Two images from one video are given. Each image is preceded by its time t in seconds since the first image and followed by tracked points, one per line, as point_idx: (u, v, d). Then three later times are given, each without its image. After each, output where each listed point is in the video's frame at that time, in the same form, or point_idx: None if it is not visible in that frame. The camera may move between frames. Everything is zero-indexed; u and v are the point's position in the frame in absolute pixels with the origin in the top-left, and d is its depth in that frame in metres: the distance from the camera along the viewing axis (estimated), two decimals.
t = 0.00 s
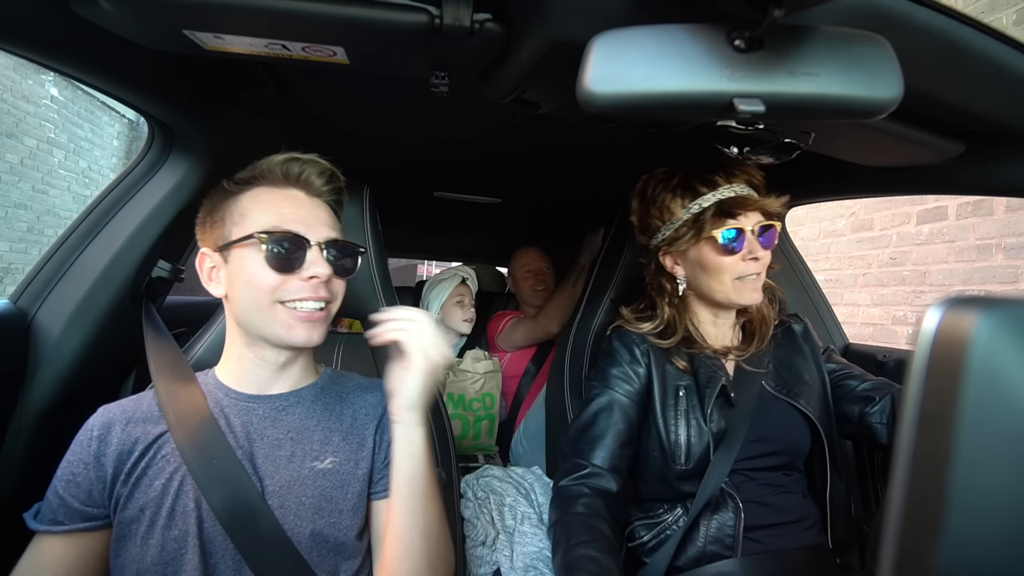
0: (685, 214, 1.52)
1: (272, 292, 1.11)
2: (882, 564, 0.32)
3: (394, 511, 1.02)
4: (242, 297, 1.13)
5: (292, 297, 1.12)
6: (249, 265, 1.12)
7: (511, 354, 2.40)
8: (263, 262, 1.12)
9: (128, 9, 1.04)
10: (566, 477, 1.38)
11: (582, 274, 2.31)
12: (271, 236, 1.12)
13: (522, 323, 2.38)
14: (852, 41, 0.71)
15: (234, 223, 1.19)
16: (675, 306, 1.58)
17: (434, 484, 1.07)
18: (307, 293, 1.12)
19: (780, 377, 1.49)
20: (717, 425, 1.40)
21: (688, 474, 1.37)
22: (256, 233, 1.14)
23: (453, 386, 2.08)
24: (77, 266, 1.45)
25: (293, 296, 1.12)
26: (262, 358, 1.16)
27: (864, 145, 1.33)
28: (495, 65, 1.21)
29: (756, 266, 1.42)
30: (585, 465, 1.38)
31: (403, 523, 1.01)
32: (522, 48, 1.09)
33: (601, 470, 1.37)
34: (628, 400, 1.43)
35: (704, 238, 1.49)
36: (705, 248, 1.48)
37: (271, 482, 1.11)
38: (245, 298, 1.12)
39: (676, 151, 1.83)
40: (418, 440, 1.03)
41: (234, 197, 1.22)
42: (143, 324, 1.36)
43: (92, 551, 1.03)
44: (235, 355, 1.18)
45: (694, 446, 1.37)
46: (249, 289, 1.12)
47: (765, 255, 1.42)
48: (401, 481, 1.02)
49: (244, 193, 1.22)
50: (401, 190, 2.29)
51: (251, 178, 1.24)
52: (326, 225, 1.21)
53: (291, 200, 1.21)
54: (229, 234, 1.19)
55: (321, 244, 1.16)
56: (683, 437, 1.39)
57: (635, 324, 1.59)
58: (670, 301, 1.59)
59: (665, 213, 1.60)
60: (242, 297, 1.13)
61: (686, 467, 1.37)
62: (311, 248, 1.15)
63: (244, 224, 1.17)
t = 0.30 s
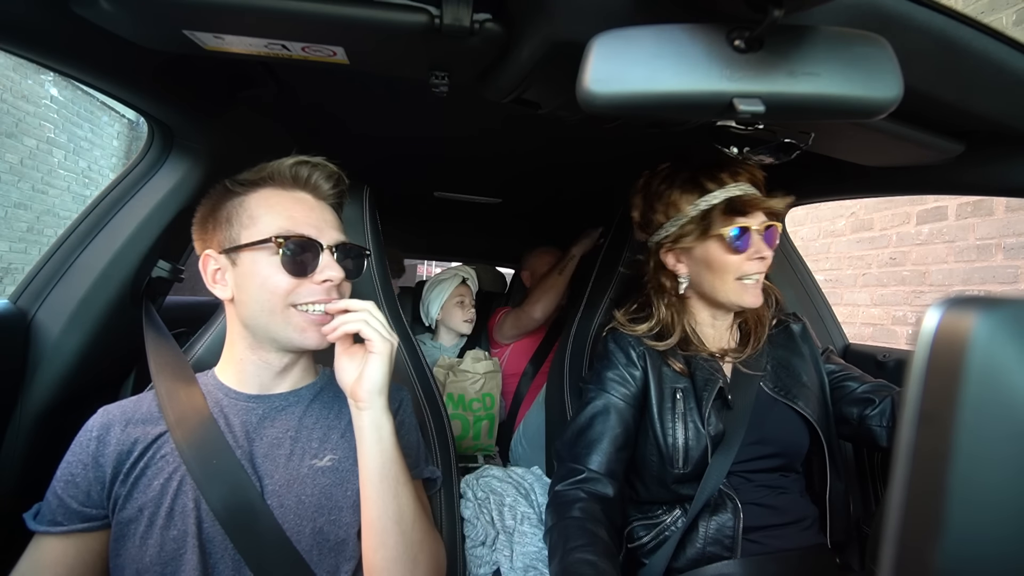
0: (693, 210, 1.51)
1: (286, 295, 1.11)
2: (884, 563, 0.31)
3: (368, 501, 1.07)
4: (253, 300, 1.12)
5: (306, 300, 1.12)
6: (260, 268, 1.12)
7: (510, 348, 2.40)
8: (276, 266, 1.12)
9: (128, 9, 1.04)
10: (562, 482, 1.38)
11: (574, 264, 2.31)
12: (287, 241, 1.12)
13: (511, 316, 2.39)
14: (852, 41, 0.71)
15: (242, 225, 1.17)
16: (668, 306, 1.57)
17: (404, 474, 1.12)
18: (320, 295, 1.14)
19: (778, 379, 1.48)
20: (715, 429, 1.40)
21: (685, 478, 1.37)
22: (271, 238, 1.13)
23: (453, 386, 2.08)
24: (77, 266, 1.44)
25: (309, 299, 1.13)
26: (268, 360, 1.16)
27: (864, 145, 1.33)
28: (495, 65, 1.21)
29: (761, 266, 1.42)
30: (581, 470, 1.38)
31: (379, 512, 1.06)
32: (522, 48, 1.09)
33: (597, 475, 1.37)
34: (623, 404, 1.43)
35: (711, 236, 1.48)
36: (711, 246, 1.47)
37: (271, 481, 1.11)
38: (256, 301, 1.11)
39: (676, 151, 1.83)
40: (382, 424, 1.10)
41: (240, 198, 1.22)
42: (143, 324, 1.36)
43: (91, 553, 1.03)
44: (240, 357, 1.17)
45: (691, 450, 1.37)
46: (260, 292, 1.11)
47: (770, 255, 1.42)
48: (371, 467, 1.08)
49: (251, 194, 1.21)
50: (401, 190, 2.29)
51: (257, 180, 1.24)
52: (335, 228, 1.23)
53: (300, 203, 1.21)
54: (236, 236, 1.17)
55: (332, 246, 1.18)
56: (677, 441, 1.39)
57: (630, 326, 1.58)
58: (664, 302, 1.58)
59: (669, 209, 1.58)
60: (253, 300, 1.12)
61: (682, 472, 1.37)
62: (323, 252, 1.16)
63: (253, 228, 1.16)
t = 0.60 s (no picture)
0: (740, 204, 1.47)
1: (289, 295, 1.11)
2: (884, 563, 0.31)
3: (367, 501, 1.06)
4: (255, 300, 1.12)
5: (308, 300, 1.13)
6: (263, 269, 1.12)
7: (511, 350, 2.41)
8: (279, 266, 1.12)
9: (128, 10, 1.04)
10: (558, 478, 1.38)
11: (578, 269, 2.30)
12: (290, 241, 1.13)
13: (516, 318, 2.39)
14: (852, 41, 0.71)
15: (244, 226, 1.17)
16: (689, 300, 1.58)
17: (404, 474, 1.12)
18: (322, 296, 1.15)
19: (784, 382, 1.49)
20: (720, 431, 1.39)
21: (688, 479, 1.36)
22: (274, 238, 1.14)
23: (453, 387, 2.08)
24: (77, 266, 1.44)
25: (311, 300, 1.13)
26: (268, 360, 1.16)
27: (864, 146, 1.33)
28: (495, 65, 1.21)
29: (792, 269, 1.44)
30: (580, 470, 1.37)
31: (377, 513, 1.06)
32: (522, 48, 1.09)
33: (593, 475, 1.36)
34: (625, 404, 1.42)
35: (755, 233, 1.45)
36: (755, 242, 1.44)
37: (270, 481, 1.11)
38: (259, 301, 1.11)
39: (676, 151, 1.83)
40: (380, 424, 1.10)
41: (241, 199, 1.21)
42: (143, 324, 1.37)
43: (91, 553, 1.03)
44: (240, 357, 1.17)
45: (694, 451, 1.36)
46: (263, 293, 1.11)
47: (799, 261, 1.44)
48: (369, 467, 1.08)
49: (252, 194, 1.21)
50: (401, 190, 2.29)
51: (259, 181, 1.24)
52: (336, 228, 1.24)
53: (302, 204, 1.22)
54: (237, 237, 1.17)
55: (335, 246, 1.20)
56: (680, 442, 1.38)
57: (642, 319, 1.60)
58: (685, 296, 1.58)
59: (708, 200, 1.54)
60: (255, 301, 1.12)
61: (685, 472, 1.36)
62: (326, 253, 1.17)
63: (256, 228, 1.16)
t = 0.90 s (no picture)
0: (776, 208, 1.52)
1: (295, 296, 1.11)
2: (885, 561, 0.31)
3: (365, 504, 1.06)
4: (261, 300, 1.11)
5: (312, 301, 1.13)
6: (270, 269, 1.12)
7: (512, 350, 2.41)
8: (287, 266, 1.12)
9: (128, 10, 1.04)
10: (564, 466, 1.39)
11: (579, 270, 2.30)
12: (298, 243, 1.13)
13: (517, 319, 2.38)
14: (851, 41, 0.71)
15: (252, 227, 1.17)
16: (720, 293, 1.60)
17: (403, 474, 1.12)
18: (327, 297, 1.15)
19: (786, 382, 1.50)
20: (722, 425, 1.40)
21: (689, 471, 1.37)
22: (282, 239, 1.14)
23: (453, 387, 2.08)
24: (76, 266, 1.44)
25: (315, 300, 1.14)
26: (269, 360, 1.16)
27: (864, 146, 1.33)
28: (494, 65, 1.21)
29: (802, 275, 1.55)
30: (584, 455, 1.38)
31: (375, 516, 1.06)
32: (522, 48, 1.09)
33: (599, 460, 1.37)
34: (633, 394, 1.42)
35: (781, 237, 1.52)
36: (782, 245, 1.52)
37: (270, 481, 1.11)
38: (264, 302, 1.11)
39: (676, 151, 1.83)
40: (378, 425, 1.10)
41: (249, 200, 1.21)
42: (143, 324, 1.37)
43: (90, 553, 1.03)
44: (242, 357, 1.17)
45: (696, 445, 1.37)
46: (268, 293, 1.11)
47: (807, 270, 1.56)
48: (367, 467, 1.08)
49: (260, 195, 1.21)
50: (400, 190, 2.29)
51: (267, 182, 1.23)
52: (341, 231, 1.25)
53: (308, 206, 1.22)
54: (245, 238, 1.16)
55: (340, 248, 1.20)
56: (685, 437, 1.38)
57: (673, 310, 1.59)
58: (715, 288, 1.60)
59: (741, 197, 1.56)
60: (260, 301, 1.12)
61: (687, 464, 1.37)
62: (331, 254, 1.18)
63: (264, 229, 1.16)
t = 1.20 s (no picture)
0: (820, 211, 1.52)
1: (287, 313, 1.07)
2: (886, 563, 0.31)
3: (323, 525, 0.99)
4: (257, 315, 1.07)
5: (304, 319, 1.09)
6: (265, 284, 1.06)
7: (514, 350, 2.41)
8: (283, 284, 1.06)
9: (128, 10, 1.04)
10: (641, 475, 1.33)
11: (581, 272, 2.30)
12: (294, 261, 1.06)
13: (522, 321, 2.37)
14: (852, 41, 0.71)
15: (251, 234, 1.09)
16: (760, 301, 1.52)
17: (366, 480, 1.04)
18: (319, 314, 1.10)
19: (817, 399, 1.50)
20: (764, 433, 1.37)
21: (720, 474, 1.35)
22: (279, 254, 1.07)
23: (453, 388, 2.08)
24: (76, 267, 1.44)
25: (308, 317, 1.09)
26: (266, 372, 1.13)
27: (864, 147, 1.33)
28: (495, 66, 1.21)
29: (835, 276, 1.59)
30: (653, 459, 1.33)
31: (336, 537, 0.99)
32: (522, 49, 1.09)
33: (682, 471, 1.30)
34: (692, 392, 1.38)
35: (822, 241, 1.54)
36: (823, 249, 1.54)
37: (273, 485, 1.11)
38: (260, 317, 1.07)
39: (676, 151, 1.83)
40: (327, 437, 1.00)
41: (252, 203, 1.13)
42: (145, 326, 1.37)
43: (94, 556, 1.03)
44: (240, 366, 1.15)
45: (735, 449, 1.35)
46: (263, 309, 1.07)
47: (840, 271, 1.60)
48: (320, 482, 0.99)
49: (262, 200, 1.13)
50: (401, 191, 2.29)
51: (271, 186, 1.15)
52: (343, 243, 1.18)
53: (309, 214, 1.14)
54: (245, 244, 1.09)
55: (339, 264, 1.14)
56: (724, 438, 1.36)
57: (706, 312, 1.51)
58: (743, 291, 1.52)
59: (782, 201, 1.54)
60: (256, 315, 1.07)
61: (723, 466, 1.35)
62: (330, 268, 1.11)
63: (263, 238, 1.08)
